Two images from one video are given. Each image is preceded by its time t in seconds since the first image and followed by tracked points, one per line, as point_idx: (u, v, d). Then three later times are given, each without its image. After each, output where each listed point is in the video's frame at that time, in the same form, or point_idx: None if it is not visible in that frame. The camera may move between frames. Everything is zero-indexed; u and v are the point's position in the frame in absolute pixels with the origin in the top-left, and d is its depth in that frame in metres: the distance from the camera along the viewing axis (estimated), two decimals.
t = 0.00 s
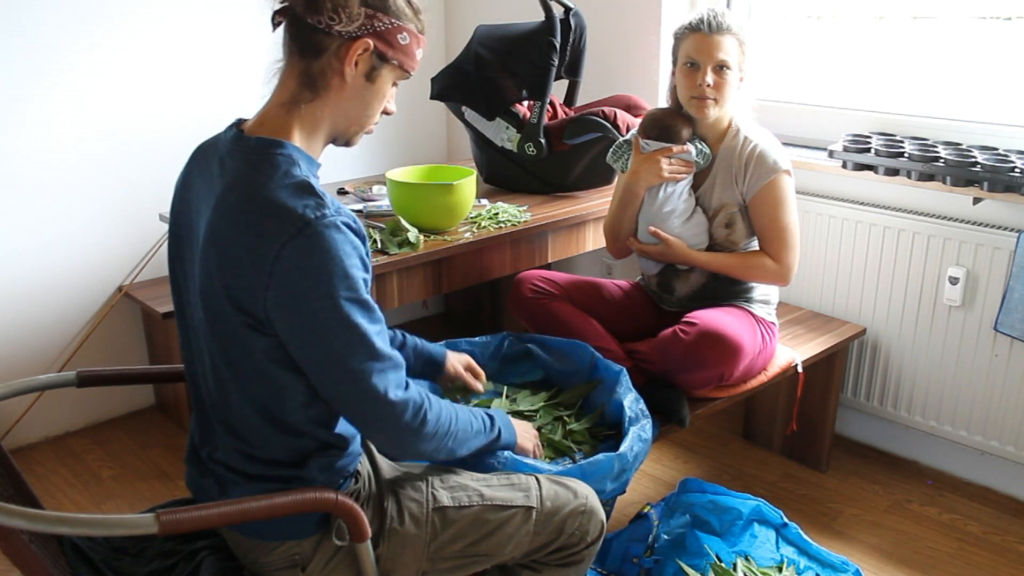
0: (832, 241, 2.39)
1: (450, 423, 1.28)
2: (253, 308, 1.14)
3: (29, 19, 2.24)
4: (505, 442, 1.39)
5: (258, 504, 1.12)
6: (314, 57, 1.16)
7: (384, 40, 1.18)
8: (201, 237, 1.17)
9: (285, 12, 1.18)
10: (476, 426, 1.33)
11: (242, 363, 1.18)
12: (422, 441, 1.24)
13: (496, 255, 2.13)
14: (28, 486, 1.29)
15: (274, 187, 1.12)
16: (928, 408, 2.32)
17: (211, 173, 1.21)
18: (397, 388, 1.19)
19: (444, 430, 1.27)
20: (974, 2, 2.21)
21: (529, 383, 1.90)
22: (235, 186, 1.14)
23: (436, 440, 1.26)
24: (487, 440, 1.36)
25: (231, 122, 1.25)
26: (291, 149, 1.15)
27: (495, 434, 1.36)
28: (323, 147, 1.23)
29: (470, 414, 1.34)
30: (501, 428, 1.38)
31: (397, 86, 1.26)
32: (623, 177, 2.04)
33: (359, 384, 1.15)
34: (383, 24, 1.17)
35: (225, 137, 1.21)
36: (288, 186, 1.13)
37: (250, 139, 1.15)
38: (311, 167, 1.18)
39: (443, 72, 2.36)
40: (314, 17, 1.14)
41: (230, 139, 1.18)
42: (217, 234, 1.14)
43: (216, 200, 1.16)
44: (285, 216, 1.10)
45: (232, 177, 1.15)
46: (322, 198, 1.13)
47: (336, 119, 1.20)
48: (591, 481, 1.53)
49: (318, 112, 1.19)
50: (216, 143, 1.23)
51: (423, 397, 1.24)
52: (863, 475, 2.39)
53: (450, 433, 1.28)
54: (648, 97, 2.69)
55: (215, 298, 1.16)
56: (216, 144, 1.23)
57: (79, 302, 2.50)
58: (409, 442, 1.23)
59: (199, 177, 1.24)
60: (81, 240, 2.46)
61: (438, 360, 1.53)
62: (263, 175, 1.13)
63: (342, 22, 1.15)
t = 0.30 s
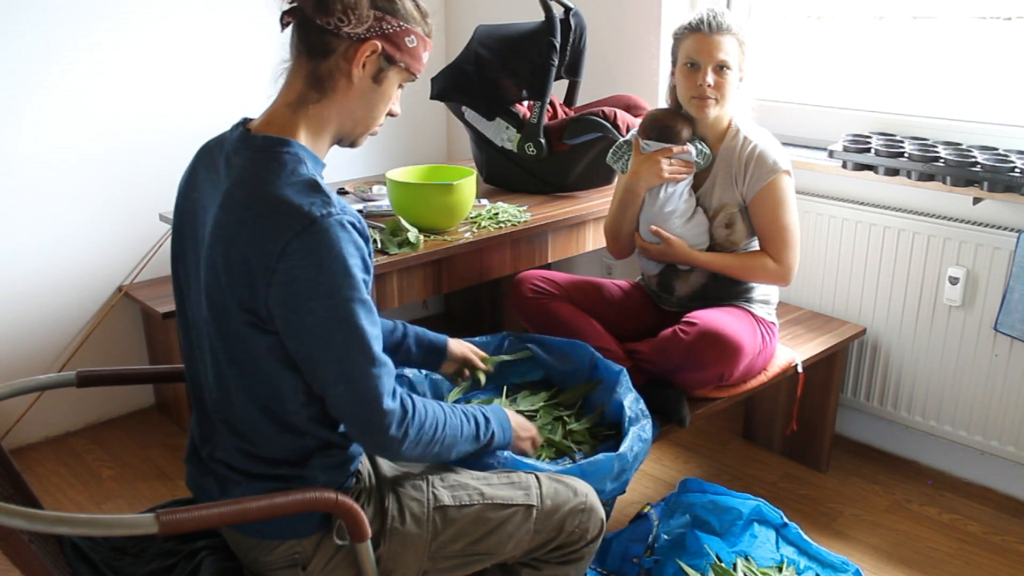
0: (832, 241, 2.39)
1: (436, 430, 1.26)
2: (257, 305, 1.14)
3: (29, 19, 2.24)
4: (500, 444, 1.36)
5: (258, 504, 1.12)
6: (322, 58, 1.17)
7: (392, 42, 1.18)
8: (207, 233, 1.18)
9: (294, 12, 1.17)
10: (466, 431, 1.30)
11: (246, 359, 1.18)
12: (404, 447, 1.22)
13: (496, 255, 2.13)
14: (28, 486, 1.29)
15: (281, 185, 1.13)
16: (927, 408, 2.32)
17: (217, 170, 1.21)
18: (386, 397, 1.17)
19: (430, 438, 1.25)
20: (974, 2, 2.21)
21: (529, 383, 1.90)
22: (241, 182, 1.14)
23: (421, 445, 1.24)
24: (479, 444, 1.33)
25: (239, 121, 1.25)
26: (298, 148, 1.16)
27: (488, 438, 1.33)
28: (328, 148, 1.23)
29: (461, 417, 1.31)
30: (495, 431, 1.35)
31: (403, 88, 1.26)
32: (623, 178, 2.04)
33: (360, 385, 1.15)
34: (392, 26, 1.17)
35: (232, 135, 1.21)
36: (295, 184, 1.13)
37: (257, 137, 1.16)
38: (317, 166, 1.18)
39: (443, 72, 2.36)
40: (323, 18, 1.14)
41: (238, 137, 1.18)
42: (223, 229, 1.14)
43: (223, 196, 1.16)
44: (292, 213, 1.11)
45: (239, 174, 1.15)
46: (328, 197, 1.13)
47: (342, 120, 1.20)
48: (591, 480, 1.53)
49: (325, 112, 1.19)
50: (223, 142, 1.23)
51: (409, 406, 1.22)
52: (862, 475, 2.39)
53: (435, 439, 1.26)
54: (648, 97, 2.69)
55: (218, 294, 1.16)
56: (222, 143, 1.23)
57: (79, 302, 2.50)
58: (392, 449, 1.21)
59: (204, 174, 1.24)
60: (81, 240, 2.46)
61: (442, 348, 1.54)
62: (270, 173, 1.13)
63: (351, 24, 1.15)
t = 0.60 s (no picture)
0: (832, 240, 2.39)
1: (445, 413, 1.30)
2: (259, 304, 1.14)
3: (29, 19, 2.24)
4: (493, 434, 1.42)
5: (259, 503, 1.12)
6: (315, 56, 1.17)
7: (385, 38, 1.18)
8: (208, 233, 1.18)
9: (286, 11, 1.18)
10: (467, 417, 1.35)
11: (247, 359, 1.17)
12: (422, 428, 1.25)
13: (497, 255, 2.13)
14: (28, 486, 1.29)
15: (281, 184, 1.13)
16: (927, 408, 2.32)
17: (216, 170, 1.21)
18: (397, 376, 1.21)
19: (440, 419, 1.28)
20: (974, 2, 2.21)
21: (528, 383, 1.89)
22: (241, 183, 1.14)
23: (436, 425, 1.28)
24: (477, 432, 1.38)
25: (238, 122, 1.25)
26: (297, 147, 1.16)
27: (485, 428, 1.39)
28: (327, 147, 1.23)
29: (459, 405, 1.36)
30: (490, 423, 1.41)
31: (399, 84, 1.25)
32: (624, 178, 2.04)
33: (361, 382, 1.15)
34: (384, 21, 1.17)
35: (231, 135, 1.21)
36: (294, 184, 1.13)
37: (256, 137, 1.15)
38: (317, 166, 1.18)
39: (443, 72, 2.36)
40: (314, 16, 1.15)
41: (237, 137, 1.18)
42: (224, 229, 1.14)
43: (223, 197, 1.16)
44: (292, 212, 1.11)
45: (239, 174, 1.15)
46: (328, 195, 1.13)
47: (340, 118, 1.21)
48: (591, 480, 1.53)
49: (321, 110, 1.19)
50: (222, 143, 1.23)
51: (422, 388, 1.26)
52: (862, 475, 2.39)
53: (446, 421, 1.30)
54: (648, 97, 2.69)
55: (220, 293, 1.16)
56: (221, 143, 1.23)
57: (79, 302, 2.50)
58: (410, 429, 1.24)
59: (204, 174, 1.24)
60: (81, 239, 2.46)
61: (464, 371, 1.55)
62: (270, 172, 1.13)
63: (342, 20, 1.15)
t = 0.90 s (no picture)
0: (832, 241, 2.39)
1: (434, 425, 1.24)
2: (260, 302, 1.14)
3: (29, 19, 2.24)
4: (504, 426, 1.34)
5: (259, 503, 1.12)
6: (324, 56, 1.16)
7: (394, 40, 1.18)
8: (212, 230, 1.18)
9: (297, 11, 1.18)
10: (467, 419, 1.29)
11: (249, 356, 1.17)
12: (405, 447, 1.22)
13: (497, 255, 2.13)
14: (28, 486, 1.29)
15: (286, 182, 1.13)
16: (927, 408, 2.32)
17: (222, 168, 1.21)
18: (385, 398, 1.17)
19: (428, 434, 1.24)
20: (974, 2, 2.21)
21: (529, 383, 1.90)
22: (247, 180, 1.14)
23: (419, 441, 1.23)
24: (482, 432, 1.31)
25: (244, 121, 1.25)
26: (303, 147, 1.15)
27: (490, 425, 1.31)
28: (331, 147, 1.23)
29: (461, 405, 1.29)
30: (497, 416, 1.32)
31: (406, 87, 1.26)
32: (624, 179, 2.04)
33: (361, 385, 1.14)
34: (393, 24, 1.17)
35: (237, 133, 1.21)
36: (300, 182, 1.13)
37: (263, 135, 1.15)
38: (322, 165, 1.18)
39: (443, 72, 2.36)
40: (324, 16, 1.14)
41: (243, 135, 1.18)
42: (228, 227, 1.14)
43: (228, 194, 1.16)
44: (296, 210, 1.10)
45: (245, 172, 1.15)
46: (333, 196, 1.13)
47: (346, 119, 1.20)
48: (592, 480, 1.53)
49: (329, 110, 1.19)
50: (228, 142, 1.23)
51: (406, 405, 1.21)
52: (862, 475, 2.39)
53: (436, 432, 1.25)
54: (647, 97, 2.69)
55: (222, 291, 1.16)
56: (227, 142, 1.23)
57: (80, 302, 2.50)
58: (390, 449, 1.20)
59: (210, 172, 1.24)
60: (81, 239, 2.46)
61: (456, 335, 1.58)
62: (276, 171, 1.13)
63: (353, 21, 1.15)
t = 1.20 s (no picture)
0: (832, 240, 2.39)
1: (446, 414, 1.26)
2: (264, 302, 1.14)
3: (29, 19, 2.24)
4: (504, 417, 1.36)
5: (260, 504, 1.12)
6: (322, 56, 1.16)
7: (393, 40, 1.18)
8: (213, 231, 1.17)
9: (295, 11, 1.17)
10: (472, 409, 1.31)
11: (252, 357, 1.17)
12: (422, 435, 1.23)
13: (496, 255, 2.13)
14: (28, 486, 1.29)
15: (287, 182, 1.13)
16: (927, 408, 2.32)
17: (221, 169, 1.21)
18: (400, 388, 1.18)
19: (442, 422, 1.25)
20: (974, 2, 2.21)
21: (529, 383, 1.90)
22: (247, 180, 1.14)
23: (437, 429, 1.25)
24: (484, 423, 1.33)
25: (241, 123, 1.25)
26: (302, 146, 1.15)
27: (492, 414, 1.34)
28: (331, 147, 1.23)
29: (464, 396, 1.31)
30: (497, 405, 1.35)
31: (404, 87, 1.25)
32: (624, 178, 2.04)
33: (367, 382, 1.15)
34: (392, 24, 1.17)
35: (235, 134, 1.20)
36: (300, 182, 1.13)
37: (262, 135, 1.15)
38: (322, 165, 1.18)
39: (443, 72, 2.36)
40: (323, 16, 1.14)
41: (242, 135, 1.18)
42: (230, 227, 1.14)
43: (229, 195, 1.16)
44: (299, 210, 1.11)
45: (245, 172, 1.15)
46: (334, 194, 1.13)
47: (345, 119, 1.20)
48: (591, 480, 1.53)
49: (327, 110, 1.19)
50: (225, 142, 1.22)
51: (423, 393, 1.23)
52: (862, 475, 2.39)
53: (449, 420, 1.26)
54: (647, 97, 2.69)
55: (225, 291, 1.16)
56: (224, 142, 1.22)
57: (80, 302, 2.50)
58: (411, 440, 1.22)
59: (208, 174, 1.24)
60: (81, 240, 2.46)
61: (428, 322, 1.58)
62: (277, 171, 1.13)
63: (352, 21, 1.15)
